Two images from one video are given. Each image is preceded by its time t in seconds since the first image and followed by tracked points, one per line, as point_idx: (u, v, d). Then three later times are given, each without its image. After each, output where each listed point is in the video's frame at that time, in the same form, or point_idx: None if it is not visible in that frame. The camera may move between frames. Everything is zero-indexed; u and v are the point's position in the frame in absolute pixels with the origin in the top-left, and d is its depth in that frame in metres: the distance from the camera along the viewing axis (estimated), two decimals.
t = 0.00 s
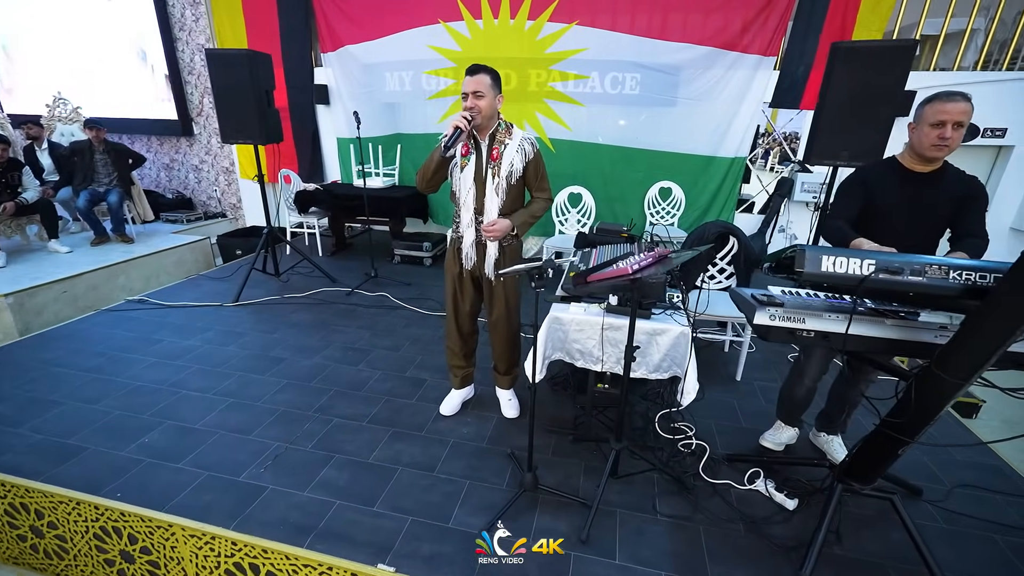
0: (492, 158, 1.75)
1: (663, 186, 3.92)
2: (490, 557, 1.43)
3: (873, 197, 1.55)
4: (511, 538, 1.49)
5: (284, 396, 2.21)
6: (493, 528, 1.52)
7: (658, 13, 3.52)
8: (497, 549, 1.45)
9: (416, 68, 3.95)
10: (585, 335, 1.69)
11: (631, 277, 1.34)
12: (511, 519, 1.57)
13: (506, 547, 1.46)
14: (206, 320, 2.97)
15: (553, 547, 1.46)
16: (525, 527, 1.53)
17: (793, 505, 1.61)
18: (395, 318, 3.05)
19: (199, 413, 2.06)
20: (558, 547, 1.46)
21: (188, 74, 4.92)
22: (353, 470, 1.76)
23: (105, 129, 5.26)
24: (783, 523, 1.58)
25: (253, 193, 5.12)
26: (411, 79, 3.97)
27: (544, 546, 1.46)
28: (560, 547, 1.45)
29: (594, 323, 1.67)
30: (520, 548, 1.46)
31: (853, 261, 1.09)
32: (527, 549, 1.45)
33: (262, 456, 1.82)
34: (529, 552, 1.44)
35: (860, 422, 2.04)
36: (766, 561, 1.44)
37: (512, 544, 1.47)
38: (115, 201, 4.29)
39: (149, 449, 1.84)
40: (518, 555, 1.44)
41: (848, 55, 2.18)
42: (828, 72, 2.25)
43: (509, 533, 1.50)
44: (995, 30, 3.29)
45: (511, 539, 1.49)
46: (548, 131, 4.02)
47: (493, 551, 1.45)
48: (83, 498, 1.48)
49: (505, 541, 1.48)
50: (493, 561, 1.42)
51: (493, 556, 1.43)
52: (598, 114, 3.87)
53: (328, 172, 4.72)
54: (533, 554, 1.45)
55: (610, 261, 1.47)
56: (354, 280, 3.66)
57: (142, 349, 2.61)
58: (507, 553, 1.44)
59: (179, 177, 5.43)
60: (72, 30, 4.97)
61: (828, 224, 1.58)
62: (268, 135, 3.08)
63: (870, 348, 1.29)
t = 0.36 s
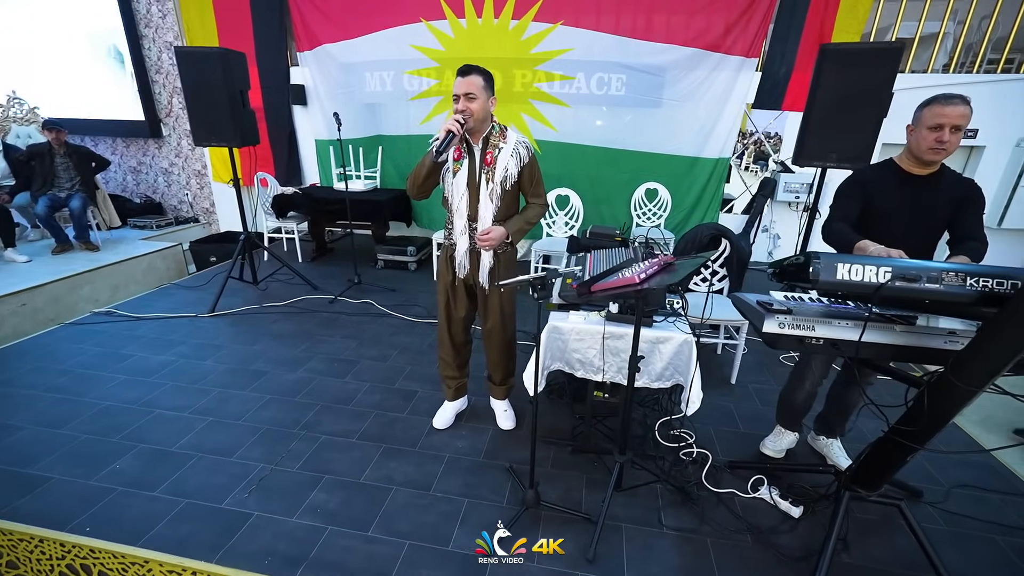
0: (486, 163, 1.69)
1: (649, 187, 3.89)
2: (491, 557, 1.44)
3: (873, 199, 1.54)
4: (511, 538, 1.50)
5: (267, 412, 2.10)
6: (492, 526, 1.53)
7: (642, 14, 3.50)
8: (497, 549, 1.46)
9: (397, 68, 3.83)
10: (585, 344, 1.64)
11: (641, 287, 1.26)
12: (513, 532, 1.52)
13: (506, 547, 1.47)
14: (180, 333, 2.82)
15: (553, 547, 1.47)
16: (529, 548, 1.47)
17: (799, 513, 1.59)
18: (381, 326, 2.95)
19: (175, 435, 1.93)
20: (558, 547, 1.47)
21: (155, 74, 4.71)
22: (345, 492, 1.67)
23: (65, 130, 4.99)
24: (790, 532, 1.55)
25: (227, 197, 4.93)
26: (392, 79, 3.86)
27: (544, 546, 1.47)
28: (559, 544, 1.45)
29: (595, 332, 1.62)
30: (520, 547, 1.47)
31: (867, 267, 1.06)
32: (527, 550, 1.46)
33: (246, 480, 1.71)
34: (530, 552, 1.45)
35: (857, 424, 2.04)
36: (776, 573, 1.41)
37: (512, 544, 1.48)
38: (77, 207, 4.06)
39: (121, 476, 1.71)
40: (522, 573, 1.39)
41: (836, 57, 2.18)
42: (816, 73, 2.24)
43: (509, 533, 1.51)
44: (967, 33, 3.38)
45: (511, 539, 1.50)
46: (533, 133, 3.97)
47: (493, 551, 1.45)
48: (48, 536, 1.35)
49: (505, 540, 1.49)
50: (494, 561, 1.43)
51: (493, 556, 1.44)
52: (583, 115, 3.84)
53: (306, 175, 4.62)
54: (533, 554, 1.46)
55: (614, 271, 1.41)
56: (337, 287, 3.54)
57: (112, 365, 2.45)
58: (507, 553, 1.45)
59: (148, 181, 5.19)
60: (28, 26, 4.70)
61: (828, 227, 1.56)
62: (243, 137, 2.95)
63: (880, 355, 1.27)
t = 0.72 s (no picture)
0: (483, 165, 1.63)
1: (635, 188, 3.91)
2: (490, 557, 1.44)
3: (873, 200, 1.54)
4: (511, 537, 1.50)
5: (252, 428, 1.99)
6: (492, 526, 1.54)
7: (627, 13, 3.48)
8: (497, 549, 1.46)
9: (379, 67, 3.72)
10: (589, 351, 1.60)
11: (653, 293, 1.23)
12: (514, 532, 1.52)
13: (506, 547, 1.47)
14: (155, 345, 2.67)
15: (553, 547, 1.47)
16: (537, 564, 1.42)
17: (805, 515, 1.58)
18: (369, 333, 2.86)
19: (154, 456, 1.82)
20: (558, 547, 1.48)
21: (121, 72, 4.50)
22: (341, 512, 1.59)
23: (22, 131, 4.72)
24: (798, 535, 1.54)
25: (201, 201, 4.74)
26: (373, 79, 3.75)
27: (544, 546, 1.47)
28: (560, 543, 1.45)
29: (599, 338, 1.58)
30: (520, 547, 1.47)
31: (885, 271, 1.05)
32: (527, 550, 1.46)
33: (234, 503, 1.61)
34: (530, 552, 1.45)
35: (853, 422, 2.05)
36: None
37: (512, 544, 1.48)
38: (37, 211, 3.82)
39: (96, 503, 1.59)
40: (523, 573, 1.39)
41: (824, 58, 2.19)
42: (804, 75, 2.25)
43: (509, 533, 1.51)
44: (939, 35, 3.47)
45: (511, 539, 1.50)
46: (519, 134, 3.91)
47: (493, 551, 1.46)
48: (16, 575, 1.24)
49: (505, 541, 1.49)
50: (493, 561, 1.43)
51: (494, 556, 1.44)
52: (570, 116, 3.81)
53: (285, 178, 4.53)
54: (532, 553, 1.46)
55: (619, 277, 1.36)
56: (320, 293, 3.43)
57: (81, 382, 2.30)
58: (507, 553, 1.45)
59: (114, 184, 4.95)
60: None
61: (830, 229, 1.55)
62: (219, 139, 2.82)
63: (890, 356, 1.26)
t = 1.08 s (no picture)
0: (484, 168, 1.58)
1: (621, 189, 3.95)
2: (490, 557, 1.45)
3: (873, 201, 1.55)
4: (511, 538, 1.51)
5: (240, 446, 1.89)
6: (492, 526, 1.55)
7: (611, 15, 3.47)
8: (497, 548, 1.47)
9: (360, 67, 3.61)
10: (596, 357, 1.57)
11: (667, 299, 1.21)
12: (513, 532, 1.54)
13: (506, 547, 1.48)
14: (129, 359, 2.53)
15: (553, 547, 1.47)
16: None
17: (812, 516, 1.59)
18: (357, 341, 2.77)
19: (135, 480, 1.70)
20: (558, 547, 1.48)
21: (83, 71, 4.27)
22: (342, 533, 1.51)
23: None
24: (806, 537, 1.54)
25: (172, 206, 4.54)
26: (353, 79, 3.65)
27: (544, 546, 1.48)
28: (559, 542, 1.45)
29: (606, 344, 1.55)
30: (520, 547, 1.48)
31: (904, 275, 1.04)
32: (527, 550, 1.47)
33: (226, 528, 1.52)
34: (529, 552, 1.46)
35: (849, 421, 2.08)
36: None
37: (512, 544, 1.49)
38: None
39: (73, 535, 1.48)
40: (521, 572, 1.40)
41: (812, 61, 2.22)
42: (793, 77, 2.28)
43: (509, 533, 1.52)
44: (911, 38, 3.58)
45: (510, 539, 1.51)
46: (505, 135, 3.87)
47: (493, 551, 1.46)
48: None
49: (504, 540, 1.50)
50: (493, 560, 1.43)
51: (493, 556, 1.45)
52: (556, 117, 3.78)
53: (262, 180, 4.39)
54: (533, 553, 1.47)
55: (630, 282, 1.34)
56: (304, 301, 3.31)
57: (49, 402, 2.15)
58: (507, 552, 1.46)
59: (76, 188, 4.69)
60: None
61: (833, 231, 1.55)
62: (193, 141, 2.68)
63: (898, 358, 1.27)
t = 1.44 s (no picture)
0: (480, 168, 1.51)
1: (607, 188, 3.94)
2: (491, 557, 1.44)
3: (868, 200, 1.57)
4: (511, 538, 1.51)
5: (224, 463, 1.79)
6: (492, 526, 1.54)
7: (594, 14, 3.45)
8: (497, 548, 1.47)
9: (340, 65, 3.50)
10: (598, 362, 1.53)
11: (677, 302, 1.16)
12: (512, 532, 1.53)
13: (506, 548, 1.47)
14: (99, 374, 2.38)
15: (552, 547, 1.44)
16: None
17: (814, 515, 1.59)
18: (343, 349, 2.68)
19: (110, 505, 1.59)
20: (558, 547, 1.46)
21: (40, 68, 4.03)
22: (337, 553, 1.44)
23: None
24: (810, 536, 1.54)
25: (140, 210, 4.34)
26: (332, 78, 3.53)
27: (544, 546, 1.45)
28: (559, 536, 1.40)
29: (609, 348, 1.52)
30: (520, 547, 1.47)
31: (914, 274, 1.04)
32: (527, 550, 1.46)
33: (212, 553, 1.43)
34: (529, 552, 1.46)
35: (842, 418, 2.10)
36: None
37: (512, 544, 1.49)
38: None
39: (43, 569, 1.36)
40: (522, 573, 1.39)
41: (799, 61, 2.24)
42: (780, 77, 2.29)
43: (509, 533, 1.52)
44: (883, 40, 3.67)
45: (511, 540, 1.50)
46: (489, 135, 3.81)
47: (493, 551, 1.46)
48: None
49: (504, 540, 1.50)
50: (493, 560, 1.43)
51: (493, 556, 1.44)
52: (542, 117, 3.75)
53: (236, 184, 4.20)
54: (533, 553, 1.45)
55: (635, 288, 1.30)
56: (285, 307, 3.20)
57: (11, 423, 2.00)
58: (507, 552, 1.45)
59: (35, 192, 4.43)
60: None
61: (831, 231, 1.56)
62: (165, 142, 2.54)
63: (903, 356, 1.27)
